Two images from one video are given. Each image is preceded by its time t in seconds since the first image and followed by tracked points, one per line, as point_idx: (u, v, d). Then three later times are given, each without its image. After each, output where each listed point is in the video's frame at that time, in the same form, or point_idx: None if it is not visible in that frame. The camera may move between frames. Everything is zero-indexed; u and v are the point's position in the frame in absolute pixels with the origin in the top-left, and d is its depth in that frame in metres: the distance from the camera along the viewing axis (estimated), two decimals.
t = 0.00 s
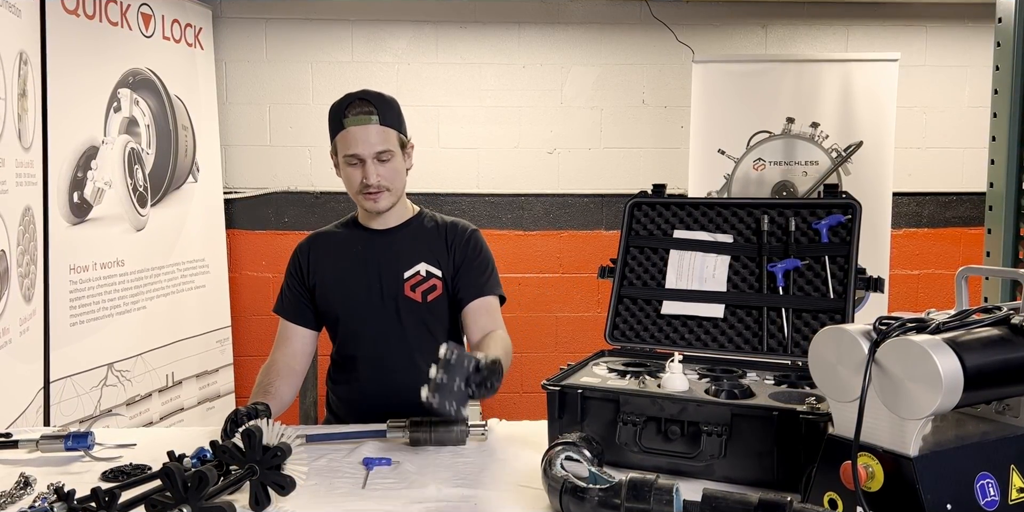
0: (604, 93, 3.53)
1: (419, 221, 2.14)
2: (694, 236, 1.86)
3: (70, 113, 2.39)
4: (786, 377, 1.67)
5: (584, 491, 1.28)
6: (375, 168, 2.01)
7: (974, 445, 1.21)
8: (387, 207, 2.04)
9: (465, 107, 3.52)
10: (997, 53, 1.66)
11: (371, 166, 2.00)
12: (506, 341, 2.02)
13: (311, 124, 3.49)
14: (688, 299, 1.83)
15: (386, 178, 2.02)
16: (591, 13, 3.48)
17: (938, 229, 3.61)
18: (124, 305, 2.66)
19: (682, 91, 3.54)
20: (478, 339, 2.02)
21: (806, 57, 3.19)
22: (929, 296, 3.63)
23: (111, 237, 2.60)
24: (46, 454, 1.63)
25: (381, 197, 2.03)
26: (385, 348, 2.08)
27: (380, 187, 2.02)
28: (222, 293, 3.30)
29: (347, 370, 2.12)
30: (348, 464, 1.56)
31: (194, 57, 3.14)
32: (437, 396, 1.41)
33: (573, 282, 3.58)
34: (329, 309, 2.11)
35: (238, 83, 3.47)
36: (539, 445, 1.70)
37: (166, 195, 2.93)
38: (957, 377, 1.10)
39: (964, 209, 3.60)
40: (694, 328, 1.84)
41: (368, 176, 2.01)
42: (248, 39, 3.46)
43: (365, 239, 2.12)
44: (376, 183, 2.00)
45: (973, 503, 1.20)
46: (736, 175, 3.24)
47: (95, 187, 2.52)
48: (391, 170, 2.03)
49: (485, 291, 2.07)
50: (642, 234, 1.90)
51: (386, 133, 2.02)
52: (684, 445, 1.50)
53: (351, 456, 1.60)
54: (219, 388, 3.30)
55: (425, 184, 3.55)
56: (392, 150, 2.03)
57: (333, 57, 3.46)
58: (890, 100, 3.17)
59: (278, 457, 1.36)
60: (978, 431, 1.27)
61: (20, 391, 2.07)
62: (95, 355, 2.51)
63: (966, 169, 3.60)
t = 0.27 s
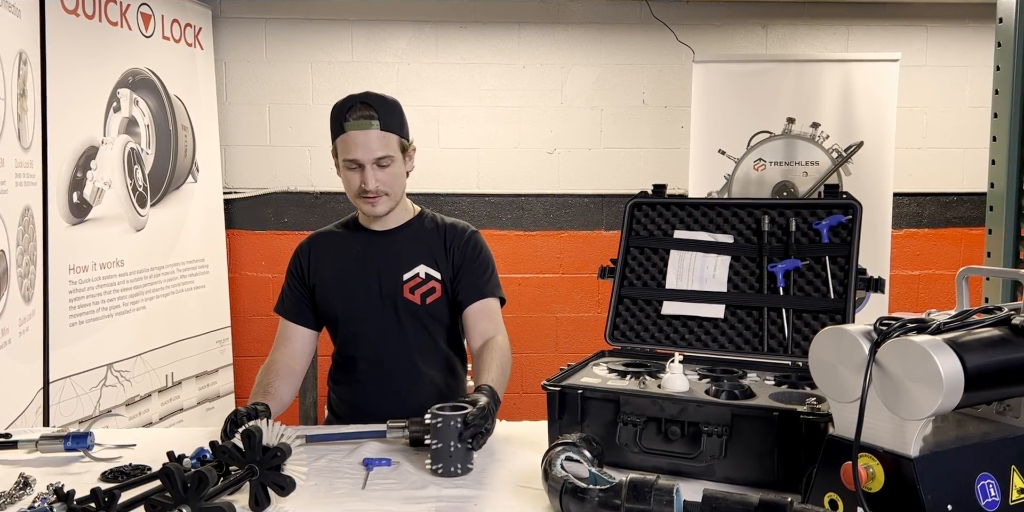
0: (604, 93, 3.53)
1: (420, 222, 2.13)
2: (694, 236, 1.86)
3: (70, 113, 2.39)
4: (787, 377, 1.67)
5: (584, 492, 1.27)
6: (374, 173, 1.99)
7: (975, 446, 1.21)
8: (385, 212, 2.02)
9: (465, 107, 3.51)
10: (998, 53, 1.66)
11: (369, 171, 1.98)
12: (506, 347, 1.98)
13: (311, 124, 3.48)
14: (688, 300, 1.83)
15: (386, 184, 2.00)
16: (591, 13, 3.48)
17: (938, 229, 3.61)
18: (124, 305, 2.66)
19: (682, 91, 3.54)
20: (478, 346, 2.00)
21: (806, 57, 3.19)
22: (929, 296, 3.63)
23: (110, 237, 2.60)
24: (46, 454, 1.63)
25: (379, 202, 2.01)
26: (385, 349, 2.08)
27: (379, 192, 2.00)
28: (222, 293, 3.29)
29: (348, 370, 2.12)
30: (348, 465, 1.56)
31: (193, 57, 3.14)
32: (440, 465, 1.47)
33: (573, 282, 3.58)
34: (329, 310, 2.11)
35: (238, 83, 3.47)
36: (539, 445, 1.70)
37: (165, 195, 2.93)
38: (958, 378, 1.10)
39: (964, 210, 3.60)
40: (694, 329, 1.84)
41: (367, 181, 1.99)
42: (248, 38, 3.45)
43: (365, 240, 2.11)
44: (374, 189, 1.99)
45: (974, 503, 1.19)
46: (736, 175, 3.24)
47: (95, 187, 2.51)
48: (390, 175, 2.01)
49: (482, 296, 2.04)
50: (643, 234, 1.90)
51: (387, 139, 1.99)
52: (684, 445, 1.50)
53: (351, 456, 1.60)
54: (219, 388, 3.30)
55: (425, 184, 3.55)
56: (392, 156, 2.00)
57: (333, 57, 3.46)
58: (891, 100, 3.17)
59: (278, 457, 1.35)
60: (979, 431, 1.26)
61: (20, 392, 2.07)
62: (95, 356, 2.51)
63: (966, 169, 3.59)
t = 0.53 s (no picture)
0: (605, 93, 3.52)
1: (428, 223, 2.14)
2: (695, 237, 1.85)
3: (69, 113, 2.39)
4: (787, 378, 1.67)
5: (584, 493, 1.27)
6: (390, 176, 1.98)
7: (976, 447, 1.20)
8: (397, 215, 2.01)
9: (465, 107, 3.51)
10: (999, 53, 1.65)
11: (384, 175, 1.97)
12: (512, 351, 2.05)
13: (311, 124, 3.48)
14: (688, 300, 1.82)
15: (400, 187, 1.99)
16: (592, 13, 3.48)
17: (939, 230, 3.60)
18: (123, 306, 2.66)
19: (682, 91, 3.54)
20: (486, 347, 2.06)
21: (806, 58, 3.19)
22: (929, 297, 3.62)
23: (110, 237, 2.60)
24: (45, 455, 1.63)
25: (393, 205, 2.00)
26: (394, 349, 2.08)
27: (393, 195, 1.99)
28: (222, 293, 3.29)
29: (351, 370, 2.11)
30: (348, 465, 1.55)
31: (193, 57, 3.13)
32: (439, 468, 1.47)
33: (574, 282, 3.58)
34: (336, 309, 2.09)
35: (238, 82, 3.47)
36: (539, 446, 1.70)
37: (164, 195, 2.92)
38: (958, 379, 1.09)
39: (965, 210, 3.60)
40: (694, 329, 1.84)
41: (382, 184, 1.98)
42: (248, 38, 3.45)
43: (374, 239, 2.11)
44: (388, 192, 1.98)
45: (975, 504, 1.19)
46: (737, 175, 3.24)
47: (94, 187, 2.51)
48: (405, 179, 2.00)
49: (492, 297, 2.09)
50: (643, 235, 1.89)
51: (404, 142, 1.98)
52: (685, 446, 1.50)
53: (350, 457, 1.60)
54: (218, 389, 3.29)
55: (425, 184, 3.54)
56: (408, 159, 1.99)
57: (333, 57, 3.46)
58: (891, 100, 3.17)
59: (277, 458, 1.35)
60: (980, 432, 1.26)
61: (18, 392, 2.06)
62: (94, 356, 2.51)
63: (966, 169, 3.59)
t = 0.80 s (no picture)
0: (604, 93, 3.52)
1: (443, 229, 2.17)
2: (695, 236, 1.85)
3: (69, 113, 2.38)
4: (787, 378, 1.66)
5: (584, 493, 1.27)
6: (417, 172, 2.02)
7: (976, 447, 1.20)
8: (417, 212, 2.04)
9: (465, 107, 3.51)
10: (999, 52, 1.65)
11: (411, 169, 2.01)
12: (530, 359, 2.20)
13: (311, 124, 3.48)
14: (687, 299, 1.82)
15: (424, 184, 2.04)
16: (592, 13, 3.48)
17: (939, 229, 3.60)
18: (122, 305, 2.65)
19: (682, 90, 3.53)
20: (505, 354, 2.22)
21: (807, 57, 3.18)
22: (930, 297, 3.62)
23: (109, 237, 2.59)
24: (44, 455, 1.62)
25: (414, 202, 2.04)
26: (405, 351, 2.09)
27: (416, 191, 2.03)
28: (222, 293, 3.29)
29: (356, 369, 2.09)
30: (347, 466, 1.55)
31: (192, 56, 3.13)
32: (440, 468, 1.47)
33: (574, 282, 3.58)
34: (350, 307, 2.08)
35: (237, 82, 3.46)
36: (539, 446, 1.69)
37: (164, 195, 2.92)
38: (958, 379, 1.09)
39: (965, 210, 3.59)
40: (694, 329, 1.83)
41: (408, 178, 2.02)
42: (248, 38, 3.45)
43: (393, 240, 2.12)
44: (413, 186, 2.02)
45: (976, 504, 1.19)
46: (737, 175, 3.24)
47: (93, 187, 2.51)
48: (429, 177, 2.05)
49: (507, 312, 2.23)
50: (643, 234, 1.89)
51: (433, 141, 2.05)
52: (685, 446, 1.49)
53: (350, 457, 1.60)
54: (218, 389, 3.29)
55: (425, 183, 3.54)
56: (434, 159, 2.05)
57: (333, 57, 3.46)
58: (891, 100, 3.17)
59: (277, 458, 1.35)
60: (981, 431, 1.26)
61: (17, 393, 2.06)
62: (93, 356, 2.50)
63: (967, 169, 3.59)
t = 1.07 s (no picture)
0: (604, 92, 3.52)
1: (453, 229, 2.18)
2: (696, 236, 1.85)
3: (68, 113, 2.38)
4: (788, 378, 1.66)
5: (584, 493, 1.26)
6: (440, 162, 2.05)
7: (977, 447, 1.20)
8: (436, 204, 2.05)
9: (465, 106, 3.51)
10: (1000, 51, 1.65)
11: (436, 158, 2.05)
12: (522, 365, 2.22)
13: (311, 123, 3.48)
14: (688, 299, 1.82)
15: (446, 177, 2.06)
16: (592, 12, 3.47)
17: (940, 229, 3.60)
18: (122, 305, 2.65)
19: (682, 90, 3.53)
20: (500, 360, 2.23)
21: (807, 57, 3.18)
22: (931, 297, 3.62)
23: (108, 237, 2.59)
24: (43, 456, 1.62)
25: (433, 192, 2.04)
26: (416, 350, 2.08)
27: (437, 181, 2.04)
28: (222, 293, 3.29)
29: (366, 368, 2.08)
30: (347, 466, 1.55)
31: (192, 56, 3.13)
32: (440, 469, 1.46)
33: (574, 282, 3.57)
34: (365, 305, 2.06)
35: (237, 82, 3.46)
36: (539, 446, 1.69)
37: (163, 195, 2.92)
38: (959, 379, 1.09)
39: (966, 209, 3.59)
40: (694, 329, 1.83)
41: (431, 167, 2.04)
42: (248, 38, 3.45)
43: (407, 238, 2.10)
44: (436, 176, 2.03)
45: (976, 504, 1.18)
46: (737, 174, 3.23)
47: (93, 187, 2.50)
48: (452, 170, 2.07)
49: (513, 312, 2.26)
50: (643, 234, 1.89)
51: (459, 136, 2.09)
52: (685, 447, 1.49)
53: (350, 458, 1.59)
54: (218, 389, 3.29)
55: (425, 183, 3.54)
56: (458, 153, 2.08)
57: (333, 56, 3.45)
58: (892, 100, 3.16)
59: (277, 459, 1.35)
60: (982, 431, 1.25)
61: (17, 393, 2.06)
62: (92, 357, 2.50)
63: (968, 169, 3.59)
